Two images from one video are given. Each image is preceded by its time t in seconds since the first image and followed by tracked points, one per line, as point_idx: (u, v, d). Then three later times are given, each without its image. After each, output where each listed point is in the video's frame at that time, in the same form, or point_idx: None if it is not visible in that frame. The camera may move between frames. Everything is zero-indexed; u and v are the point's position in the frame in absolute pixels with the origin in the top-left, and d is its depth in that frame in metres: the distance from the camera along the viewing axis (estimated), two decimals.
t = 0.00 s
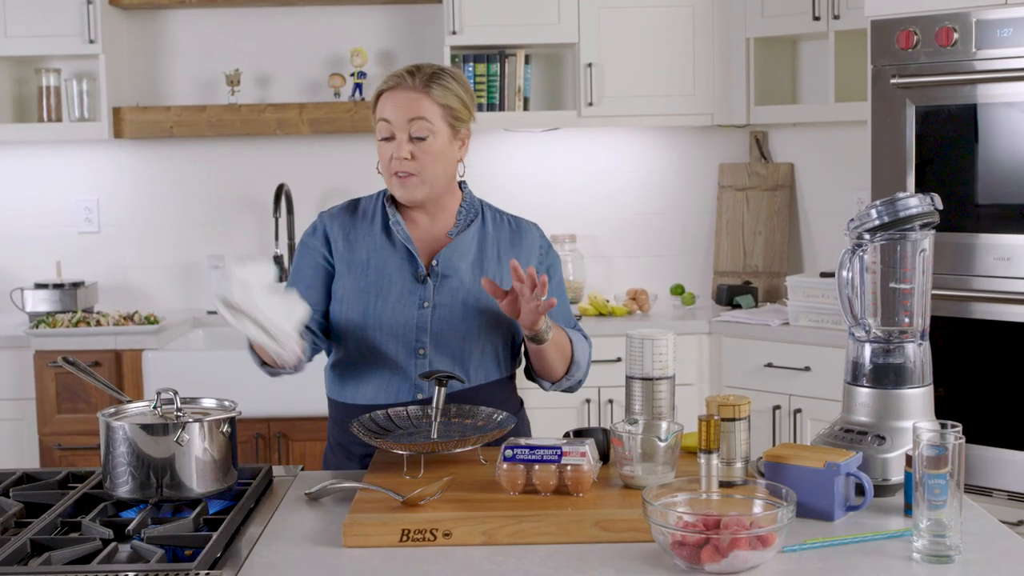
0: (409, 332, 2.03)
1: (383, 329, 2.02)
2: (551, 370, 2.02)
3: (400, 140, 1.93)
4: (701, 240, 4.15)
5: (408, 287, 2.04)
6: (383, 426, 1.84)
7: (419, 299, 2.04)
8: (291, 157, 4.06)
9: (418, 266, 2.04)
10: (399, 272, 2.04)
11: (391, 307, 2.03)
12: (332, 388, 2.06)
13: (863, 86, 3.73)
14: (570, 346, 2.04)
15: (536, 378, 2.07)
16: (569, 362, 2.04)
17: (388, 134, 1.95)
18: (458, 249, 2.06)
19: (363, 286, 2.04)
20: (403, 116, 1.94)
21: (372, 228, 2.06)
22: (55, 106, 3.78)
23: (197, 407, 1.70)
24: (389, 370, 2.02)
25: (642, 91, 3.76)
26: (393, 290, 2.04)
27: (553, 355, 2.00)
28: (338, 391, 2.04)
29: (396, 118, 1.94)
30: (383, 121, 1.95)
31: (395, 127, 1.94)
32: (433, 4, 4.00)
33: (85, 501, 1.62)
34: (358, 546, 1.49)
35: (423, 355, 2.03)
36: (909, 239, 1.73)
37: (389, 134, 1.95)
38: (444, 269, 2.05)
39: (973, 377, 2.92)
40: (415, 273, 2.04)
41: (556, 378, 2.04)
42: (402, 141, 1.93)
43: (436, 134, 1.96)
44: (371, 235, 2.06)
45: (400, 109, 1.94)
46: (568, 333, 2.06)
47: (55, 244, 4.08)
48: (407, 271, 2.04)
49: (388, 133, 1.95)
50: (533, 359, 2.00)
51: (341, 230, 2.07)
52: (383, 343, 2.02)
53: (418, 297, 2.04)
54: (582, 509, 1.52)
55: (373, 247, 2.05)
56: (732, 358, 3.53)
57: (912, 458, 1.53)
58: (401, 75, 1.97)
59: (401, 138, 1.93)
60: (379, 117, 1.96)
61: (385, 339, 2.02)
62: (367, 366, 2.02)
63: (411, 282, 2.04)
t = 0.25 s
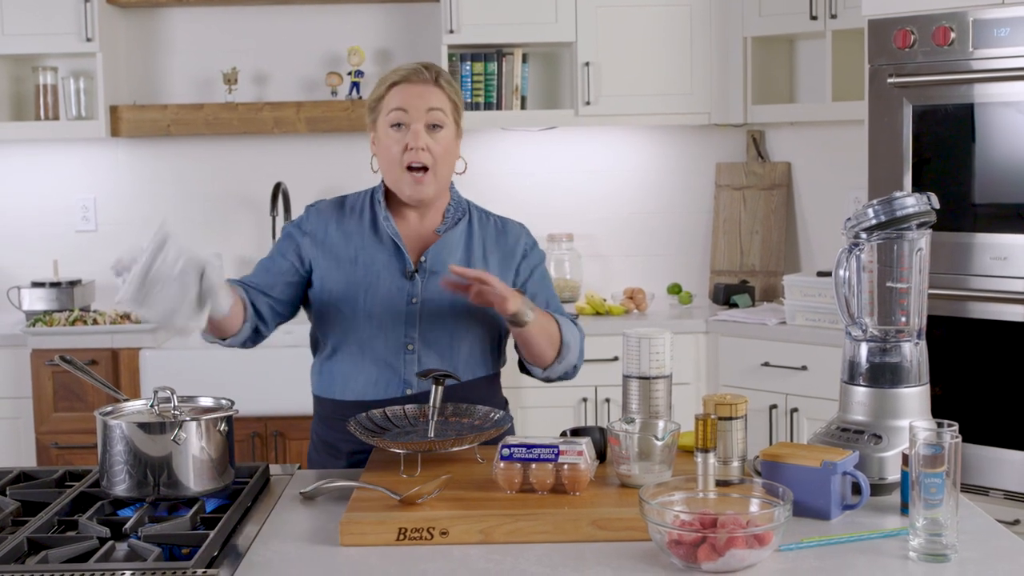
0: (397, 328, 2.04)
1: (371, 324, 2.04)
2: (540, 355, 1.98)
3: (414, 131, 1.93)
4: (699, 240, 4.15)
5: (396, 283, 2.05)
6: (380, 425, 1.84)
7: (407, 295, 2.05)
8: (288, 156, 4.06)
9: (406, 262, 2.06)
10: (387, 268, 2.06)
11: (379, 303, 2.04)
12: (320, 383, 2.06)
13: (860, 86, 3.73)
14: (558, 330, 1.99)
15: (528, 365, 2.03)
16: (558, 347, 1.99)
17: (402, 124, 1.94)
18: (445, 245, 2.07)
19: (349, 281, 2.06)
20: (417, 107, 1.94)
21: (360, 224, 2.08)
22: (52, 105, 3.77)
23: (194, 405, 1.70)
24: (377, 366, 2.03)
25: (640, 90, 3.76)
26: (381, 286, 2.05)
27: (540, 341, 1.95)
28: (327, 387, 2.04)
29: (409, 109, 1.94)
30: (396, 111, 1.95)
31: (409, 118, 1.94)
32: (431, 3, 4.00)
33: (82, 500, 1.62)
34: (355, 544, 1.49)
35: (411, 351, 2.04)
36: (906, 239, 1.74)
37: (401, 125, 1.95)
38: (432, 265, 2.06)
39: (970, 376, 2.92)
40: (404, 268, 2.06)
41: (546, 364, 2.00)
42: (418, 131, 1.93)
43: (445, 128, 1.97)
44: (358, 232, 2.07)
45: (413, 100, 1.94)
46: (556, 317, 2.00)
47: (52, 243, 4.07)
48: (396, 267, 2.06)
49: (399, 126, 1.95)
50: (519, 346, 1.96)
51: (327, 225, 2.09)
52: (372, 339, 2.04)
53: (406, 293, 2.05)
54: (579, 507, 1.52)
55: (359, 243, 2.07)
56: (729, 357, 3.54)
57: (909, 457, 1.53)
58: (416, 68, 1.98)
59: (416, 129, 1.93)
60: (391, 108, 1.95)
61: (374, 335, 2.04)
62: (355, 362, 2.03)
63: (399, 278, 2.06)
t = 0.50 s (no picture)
0: (385, 332, 2.04)
1: (359, 329, 2.04)
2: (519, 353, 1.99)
3: (404, 136, 1.93)
4: (700, 244, 4.15)
5: (383, 288, 2.05)
6: (381, 429, 1.84)
7: (394, 299, 2.05)
8: (290, 160, 4.07)
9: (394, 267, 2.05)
10: (374, 273, 2.05)
11: (367, 308, 2.04)
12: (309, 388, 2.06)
13: (861, 90, 3.73)
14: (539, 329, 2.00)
15: (505, 363, 2.05)
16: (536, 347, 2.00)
17: (391, 129, 1.95)
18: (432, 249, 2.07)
19: (336, 287, 2.05)
20: (407, 112, 1.95)
21: (347, 230, 2.07)
22: (54, 109, 3.78)
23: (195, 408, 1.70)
24: (366, 371, 2.04)
25: (641, 94, 3.77)
26: (368, 291, 2.05)
27: (518, 339, 1.96)
28: (316, 392, 2.05)
29: (399, 114, 1.95)
30: (386, 117, 1.95)
31: (399, 123, 1.94)
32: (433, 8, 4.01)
33: (84, 504, 1.62)
34: (357, 549, 1.49)
35: (400, 356, 2.04)
36: (907, 243, 1.74)
37: (390, 129, 1.95)
38: (419, 269, 2.05)
39: (971, 381, 2.92)
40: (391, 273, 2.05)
41: (524, 360, 2.01)
42: (408, 136, 1.94)
43: (434, 134, 1.97)
44: (345, 237, 2.07)
45: (403, 106, 1.95)
46: (539, 316, 2.02)
47: (54, 247, 4.08)
48: (383, 272, 2.05)
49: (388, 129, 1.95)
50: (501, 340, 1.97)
51: (314, 231, 2.08)
52: (360, 343, 2.04)
53: (393, 298, 2.05)
54: (581, 512, 1.53)
55: (345, 248, 2.06)
56: (730, 361, 3.54)
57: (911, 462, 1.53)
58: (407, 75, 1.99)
59: (406, 133, 1.94)
60: (381, 113, 1.96)
61: (362, 340, 2.04)
62: (344, 367, 2.04)
63: (387, 283, 2.05)
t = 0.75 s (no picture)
0: (381, 334, 2.04)
1: (355, 331, 2.04)
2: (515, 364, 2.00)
3: (400, 145, 1.94)
4: (701, 246, 4.15)
5: (379, 290, 2.05)
6: (383, 431, 1.84)
7: (390, 301, 2.05)
8: (291, 162, 4.07)
9: (390, 269, 2.06)
10: (370, 275, 2.06)
11: (362, 310, 2.04)
12: (305, 390, 2.07)
13: (862, 92, 3.73)
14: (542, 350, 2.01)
15: (500, 371, 2.06)
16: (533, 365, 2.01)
17: (386, 138, 1.95)
18: (428, 251, 2.07)
19: (332, 288, 2.05)
20: (400, 120, 1.95)
21: (343, 232, 2.07)
22: (56, 110, 3.79)
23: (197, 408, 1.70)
24: (362, 372, 2.04)
25: (642, 96, 3.77)
26: (364, 293, 2.05)
27: (513, 353, 1.97)
28: (312, 394, 2.05)
29: (393, 123, 1.95)
30: (380, 125, 1.95)
31: (393, 132, 1.95)
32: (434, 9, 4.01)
33: (85, 505, 1.63)
34: (358, 550, 1.49)
35: (395, 357, 2.04)
36: (908, 245, 1.73)
37: (384, 138, 1.95)
38: (414, 272, 2.06)
39: (973, 383, 2.92)
40: (387, 275, 2.06)
41: (519, 372, 2.03)
42: (402, 145, 1.94)
43: (429, 139, 1.98)
44: (341, 239, 2.07)
45: (396, 113, 1.95)
46: (545, 337, 2.03)
47: (56, 248, 4.08)
48: (379, 274, 2.06)
49: (383, 137, 1.96)
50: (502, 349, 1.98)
51: (310, 232, 2.08)
52: (355, 345, 2.04)
53: (389, 299, 2.05)
54: (583, 513, 1.53)
55: (340, 250, 2.06)
56: (731, 363, 3.54)
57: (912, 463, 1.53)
58: (399, 79, 1.97)
59: (400, 142, 1.94)
60: (375, 121, 1.96)
61: (357, 341, 2.04)
62: (340, 369, 2.05)
63: (382, 285, 2.06)
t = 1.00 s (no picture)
0: (381, 336, 2.05)
1: (355, 332, 2.04)
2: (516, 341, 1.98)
3: (417, 153, 1.94)
4: (701, 247, 4.16)
5: (380, 292, 2.05)
6: (383, 431, 1.84)
7: (391, 303, 2.05)
8: (290, 163, 4.07)
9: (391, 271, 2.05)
10: (372, 276, 2.05)
11: (363, 311, 2.05)
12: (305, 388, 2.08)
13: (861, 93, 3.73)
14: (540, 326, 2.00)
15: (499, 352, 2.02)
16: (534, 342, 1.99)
17: (403, 145, 1.95)
18: (429, 253, 2.06)
19: (334, 289, 2.06)
20: (418, 128, 1.95)
21: (345, 231, 2.07)
22: (55, 111, 3.79)
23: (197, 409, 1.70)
24: (362, 373, 2.05)
25: (642, 97, 3.77)
26: (365, 294, 2.05)
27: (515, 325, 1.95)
28: (312, 393, 2.06)
29: (410, 130, 1.94)
30: (397, 131, 1.95)
31: (411, 139, 1.94)
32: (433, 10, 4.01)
33: (85, 506, 1.63)
34: (358, 551, 1.49)
35: (395, 359, 2.05)
36: (907, 245, 1.74)
37: (401, 144, 1.95)
38: (416, 274, 2.05)
39: (972, 383, 2.92)
40: (388, 277, 2.06)
41: (519, 350, 1.99)
42: (420, 154, 1.94)
43: (443, 147, 1.98)
44: (344, 239, 2.07)
45: (415, 121, 1.94)
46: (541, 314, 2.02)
47: (55, 249, 4.08)
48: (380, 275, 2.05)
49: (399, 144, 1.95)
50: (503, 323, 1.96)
51: (313, 231, 2.07)
52: (356, 347, 2.05)
53: (390, 302, 2.05)
54: (583, 513, 1.53)
55: (342, 249, 2.06)
56: (730, 364, 3.54)
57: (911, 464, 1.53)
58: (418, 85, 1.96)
59: (418, 151, 1.94)
60: (392, 127, 1.95)
61: (358, 343, 2.04)
62: (340, 368, 2.06)
63: (384, 286, 2.06)
